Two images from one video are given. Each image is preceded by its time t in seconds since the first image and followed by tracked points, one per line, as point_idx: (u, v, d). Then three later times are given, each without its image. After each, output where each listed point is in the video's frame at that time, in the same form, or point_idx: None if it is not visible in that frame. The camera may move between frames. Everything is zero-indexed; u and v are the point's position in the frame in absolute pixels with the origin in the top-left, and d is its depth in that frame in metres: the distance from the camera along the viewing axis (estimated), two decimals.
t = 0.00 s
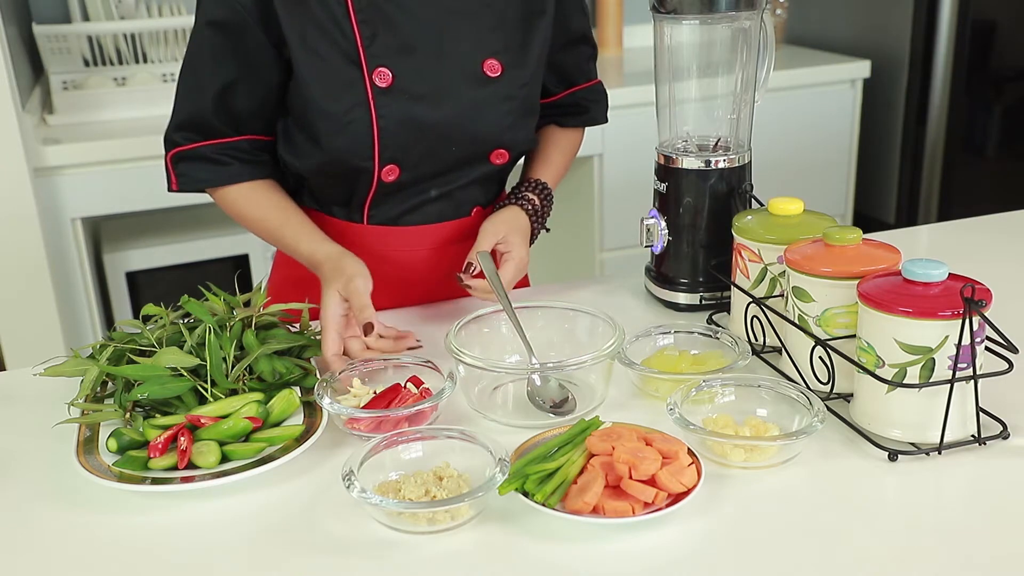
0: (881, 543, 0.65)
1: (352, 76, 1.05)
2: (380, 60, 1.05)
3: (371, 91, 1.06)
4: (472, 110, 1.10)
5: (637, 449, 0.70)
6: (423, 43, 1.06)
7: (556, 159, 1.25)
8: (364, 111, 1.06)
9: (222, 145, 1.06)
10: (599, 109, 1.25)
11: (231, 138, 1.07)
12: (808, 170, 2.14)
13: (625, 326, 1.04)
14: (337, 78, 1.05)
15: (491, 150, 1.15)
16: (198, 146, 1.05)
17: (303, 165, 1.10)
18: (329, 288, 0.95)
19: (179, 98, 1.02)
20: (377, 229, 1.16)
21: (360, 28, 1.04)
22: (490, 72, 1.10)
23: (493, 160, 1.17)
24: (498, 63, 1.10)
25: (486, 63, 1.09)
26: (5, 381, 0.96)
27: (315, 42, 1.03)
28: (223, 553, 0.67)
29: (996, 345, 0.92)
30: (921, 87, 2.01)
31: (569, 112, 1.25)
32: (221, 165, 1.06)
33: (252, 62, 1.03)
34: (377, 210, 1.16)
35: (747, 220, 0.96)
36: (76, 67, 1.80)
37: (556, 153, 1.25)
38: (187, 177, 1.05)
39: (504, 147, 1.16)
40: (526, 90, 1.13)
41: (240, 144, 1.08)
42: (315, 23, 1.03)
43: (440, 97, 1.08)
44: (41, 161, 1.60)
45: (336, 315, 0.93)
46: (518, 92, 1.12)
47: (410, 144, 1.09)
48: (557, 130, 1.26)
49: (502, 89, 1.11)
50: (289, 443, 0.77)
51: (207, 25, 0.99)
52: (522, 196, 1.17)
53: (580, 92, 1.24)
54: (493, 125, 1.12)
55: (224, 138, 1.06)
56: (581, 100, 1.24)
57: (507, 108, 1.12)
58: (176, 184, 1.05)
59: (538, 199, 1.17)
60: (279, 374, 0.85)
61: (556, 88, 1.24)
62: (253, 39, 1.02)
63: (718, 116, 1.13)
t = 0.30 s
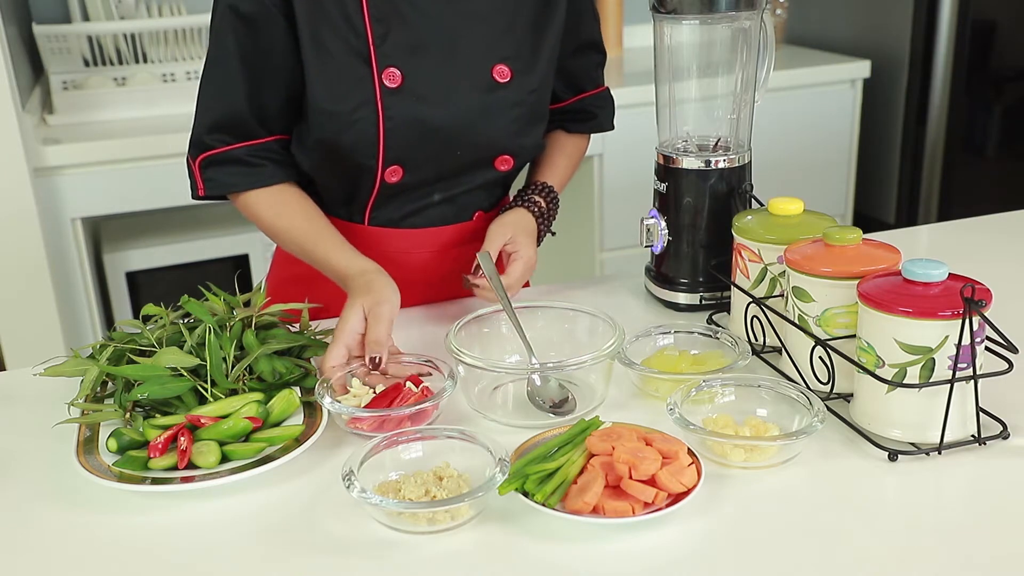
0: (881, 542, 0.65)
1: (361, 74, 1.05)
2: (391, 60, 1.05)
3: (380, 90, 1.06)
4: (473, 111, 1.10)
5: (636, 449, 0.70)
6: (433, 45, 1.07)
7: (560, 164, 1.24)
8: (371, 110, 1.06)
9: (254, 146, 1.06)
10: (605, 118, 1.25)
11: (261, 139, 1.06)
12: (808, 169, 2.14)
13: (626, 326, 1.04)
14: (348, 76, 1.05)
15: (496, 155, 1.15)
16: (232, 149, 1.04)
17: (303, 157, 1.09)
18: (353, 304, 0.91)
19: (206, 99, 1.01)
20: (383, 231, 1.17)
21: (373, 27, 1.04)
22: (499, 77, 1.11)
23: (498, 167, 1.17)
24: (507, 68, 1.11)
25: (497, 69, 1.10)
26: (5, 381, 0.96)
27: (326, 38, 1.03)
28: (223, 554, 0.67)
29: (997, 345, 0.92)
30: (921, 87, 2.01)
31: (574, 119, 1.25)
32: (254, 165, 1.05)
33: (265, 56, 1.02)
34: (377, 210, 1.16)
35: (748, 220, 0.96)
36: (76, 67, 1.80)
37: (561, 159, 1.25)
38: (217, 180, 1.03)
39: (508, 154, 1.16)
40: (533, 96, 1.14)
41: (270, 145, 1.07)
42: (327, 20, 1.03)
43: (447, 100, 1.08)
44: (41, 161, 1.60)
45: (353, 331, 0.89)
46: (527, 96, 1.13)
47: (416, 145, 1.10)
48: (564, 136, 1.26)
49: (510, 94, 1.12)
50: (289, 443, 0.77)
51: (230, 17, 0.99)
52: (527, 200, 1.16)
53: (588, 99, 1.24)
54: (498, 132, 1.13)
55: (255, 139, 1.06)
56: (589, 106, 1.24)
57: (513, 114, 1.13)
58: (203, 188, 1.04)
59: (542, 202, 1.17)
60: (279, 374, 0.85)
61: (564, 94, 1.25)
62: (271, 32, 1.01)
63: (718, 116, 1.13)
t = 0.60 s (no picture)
0: (880, 542, 0.65)
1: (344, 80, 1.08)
2: (374, 64, 1.08)
3: (363, 95, 1.08)
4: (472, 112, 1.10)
5: (636, 449, 0.70)
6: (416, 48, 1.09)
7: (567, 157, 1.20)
8: (354, 115, 1.09)
9: (218, 134, 1.07)
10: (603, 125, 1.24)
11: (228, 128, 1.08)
12: (808, 169, 2.14)
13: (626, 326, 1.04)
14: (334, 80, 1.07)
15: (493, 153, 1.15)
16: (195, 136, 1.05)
17: (287, 161, 1.13)
18: (309, 252, 0.87)
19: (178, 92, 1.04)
20: (382, 233, 1.17)
21: (356, 31, 1.06)
22: (487, 80, 1.13)
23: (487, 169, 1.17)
24: (495, 72, 1.13)
25: (484, 72, 1.12)
26: (5, 381, 0.96)
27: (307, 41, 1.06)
28: (223, 553, 0.67)
29: (997, 345, 0.92)
30: (922, 86, 2.01)
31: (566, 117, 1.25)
32: (220, 152, 1.07)
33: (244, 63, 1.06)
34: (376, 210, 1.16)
35: (748, 220, 0.96)
36: (76, 67, 1.80)
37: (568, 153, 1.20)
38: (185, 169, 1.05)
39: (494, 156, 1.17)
40: (524, 99, 1.16)
41: (239, 135, 1.09)
42: (309, 26, 1.06)
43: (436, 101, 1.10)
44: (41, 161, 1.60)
45: (308, 277, 0.85)
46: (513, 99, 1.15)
47: (402, 146, 1.12)
48: (568, 129, 1.24)
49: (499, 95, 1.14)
50: (289, 443, 0.77)
51: (207, 21, 1.03)
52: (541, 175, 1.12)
53: (584, 94, 1.24)
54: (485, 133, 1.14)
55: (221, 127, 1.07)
56: (585, 102, 1.24)
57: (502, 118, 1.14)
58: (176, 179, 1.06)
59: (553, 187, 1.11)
60: (279, 374, 0.85)
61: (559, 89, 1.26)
62: (252, 35, 1.06)
63: (718, 116, 1.13)
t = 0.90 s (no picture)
0: (880, 542, 0.65)
1: (320, 78, 1.10)
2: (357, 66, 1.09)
3: (337, 94, 1.10)
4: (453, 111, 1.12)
5: (637, 449, 0.70)
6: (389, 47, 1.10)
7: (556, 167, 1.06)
8: (329, 114, 1.11)
9: (194, 131, 1.09)
10: (580, 123, 1.11)
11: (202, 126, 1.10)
12: (808, 169, 2.14)
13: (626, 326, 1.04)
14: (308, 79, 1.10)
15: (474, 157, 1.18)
16: (168, 136, 1.07)
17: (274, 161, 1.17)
18: (292, 205, 0.87)
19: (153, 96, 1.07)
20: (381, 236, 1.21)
21: (328, 30, 1.08)
22: (464, 77, 1.13)
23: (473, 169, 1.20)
24: (473, 67, 1.13)
25: (462, 68, 1.13)
26: (6, 381, 0.96)
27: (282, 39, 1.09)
28: (222, 553, 0.67)
29: (996, 344, 0.92)
30: (922, 86, 2.01)
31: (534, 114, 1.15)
32: (197, 148, 1.08)
33: (223, 59, 1.10)
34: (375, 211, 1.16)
35: (748, 220, 0.96)
36: (76, 67, 1.80)
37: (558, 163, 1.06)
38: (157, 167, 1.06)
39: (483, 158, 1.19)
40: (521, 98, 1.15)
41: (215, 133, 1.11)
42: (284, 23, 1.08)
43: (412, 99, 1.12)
44: (41, 161, 1.60)
45: (294, 231, 0.85)
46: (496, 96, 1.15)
47: (384, 143, 1.14)
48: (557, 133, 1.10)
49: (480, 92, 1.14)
50: (289, 443, 0.77)
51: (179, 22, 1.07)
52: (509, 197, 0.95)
53: (551, 90, 1.13)
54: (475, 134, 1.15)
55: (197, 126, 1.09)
56: (551, 98, 1.13)
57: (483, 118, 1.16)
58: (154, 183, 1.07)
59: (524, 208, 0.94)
60: (279, 374, 0.85)
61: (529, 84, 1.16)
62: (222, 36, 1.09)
63: (718, 116, 1.13)
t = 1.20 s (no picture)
0: (880, 542, 0.65)
1: (301, 89, 1.12)
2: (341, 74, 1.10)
3: (317, 107, 1.12)
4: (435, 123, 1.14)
5: (637, 449, 0.70)
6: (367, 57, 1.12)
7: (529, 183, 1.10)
8: (311, 127, 1.13)
9: (197, 145, 1.11)
10: (545, 138, 1.13)
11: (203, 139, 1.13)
12: (808, 169, 2.14)
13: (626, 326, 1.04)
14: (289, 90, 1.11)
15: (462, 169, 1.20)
16: (172, 150, 1.10)
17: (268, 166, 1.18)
18: (306, 188, 0.92)
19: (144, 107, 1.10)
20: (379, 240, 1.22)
21: (306, 41, 1.10)
22: (442, 90, 1.15)
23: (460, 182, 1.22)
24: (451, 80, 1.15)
25: (440, 80, 1.15)
26: (6, 381, 0.96)
27: (258, 44, 1.10)
28: (223, 553, 0.67)
29: (996, 344, 0.92)
30: (922, 86, 2.01)
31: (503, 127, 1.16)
32: (200, 161, 1.11)
33: (209, 65, 1.12)
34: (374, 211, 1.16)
35: (748, 220, 0.96)
36: (76, 67, 1.80)
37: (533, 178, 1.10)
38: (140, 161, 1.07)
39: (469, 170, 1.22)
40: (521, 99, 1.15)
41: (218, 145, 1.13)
42: (260, 29, 1.10)
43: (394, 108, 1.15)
44: (41, 160, 1.60)
45: (314, 210, 0.90)
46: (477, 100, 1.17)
47: (370, 150, 1.15)
48: (528, 149, 1.13)
49: (460, 102, 1.16)
50: (288, 443, 0.77)
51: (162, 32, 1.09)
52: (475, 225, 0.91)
53: (523, 103, 1.15)
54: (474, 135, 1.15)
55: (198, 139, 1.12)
56: (522, 112, 1.14)
57: (463, 125, 1.18)
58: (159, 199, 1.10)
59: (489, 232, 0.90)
60: (279, 374, 0.85)
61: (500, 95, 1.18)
62: (204, 46, 1.11)
63: (718, 116, 1.13)
